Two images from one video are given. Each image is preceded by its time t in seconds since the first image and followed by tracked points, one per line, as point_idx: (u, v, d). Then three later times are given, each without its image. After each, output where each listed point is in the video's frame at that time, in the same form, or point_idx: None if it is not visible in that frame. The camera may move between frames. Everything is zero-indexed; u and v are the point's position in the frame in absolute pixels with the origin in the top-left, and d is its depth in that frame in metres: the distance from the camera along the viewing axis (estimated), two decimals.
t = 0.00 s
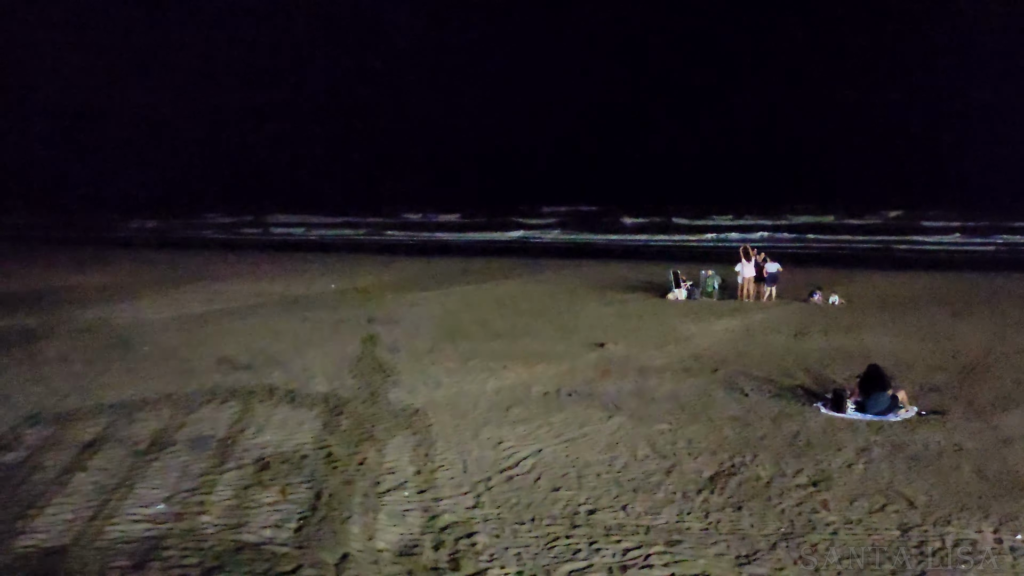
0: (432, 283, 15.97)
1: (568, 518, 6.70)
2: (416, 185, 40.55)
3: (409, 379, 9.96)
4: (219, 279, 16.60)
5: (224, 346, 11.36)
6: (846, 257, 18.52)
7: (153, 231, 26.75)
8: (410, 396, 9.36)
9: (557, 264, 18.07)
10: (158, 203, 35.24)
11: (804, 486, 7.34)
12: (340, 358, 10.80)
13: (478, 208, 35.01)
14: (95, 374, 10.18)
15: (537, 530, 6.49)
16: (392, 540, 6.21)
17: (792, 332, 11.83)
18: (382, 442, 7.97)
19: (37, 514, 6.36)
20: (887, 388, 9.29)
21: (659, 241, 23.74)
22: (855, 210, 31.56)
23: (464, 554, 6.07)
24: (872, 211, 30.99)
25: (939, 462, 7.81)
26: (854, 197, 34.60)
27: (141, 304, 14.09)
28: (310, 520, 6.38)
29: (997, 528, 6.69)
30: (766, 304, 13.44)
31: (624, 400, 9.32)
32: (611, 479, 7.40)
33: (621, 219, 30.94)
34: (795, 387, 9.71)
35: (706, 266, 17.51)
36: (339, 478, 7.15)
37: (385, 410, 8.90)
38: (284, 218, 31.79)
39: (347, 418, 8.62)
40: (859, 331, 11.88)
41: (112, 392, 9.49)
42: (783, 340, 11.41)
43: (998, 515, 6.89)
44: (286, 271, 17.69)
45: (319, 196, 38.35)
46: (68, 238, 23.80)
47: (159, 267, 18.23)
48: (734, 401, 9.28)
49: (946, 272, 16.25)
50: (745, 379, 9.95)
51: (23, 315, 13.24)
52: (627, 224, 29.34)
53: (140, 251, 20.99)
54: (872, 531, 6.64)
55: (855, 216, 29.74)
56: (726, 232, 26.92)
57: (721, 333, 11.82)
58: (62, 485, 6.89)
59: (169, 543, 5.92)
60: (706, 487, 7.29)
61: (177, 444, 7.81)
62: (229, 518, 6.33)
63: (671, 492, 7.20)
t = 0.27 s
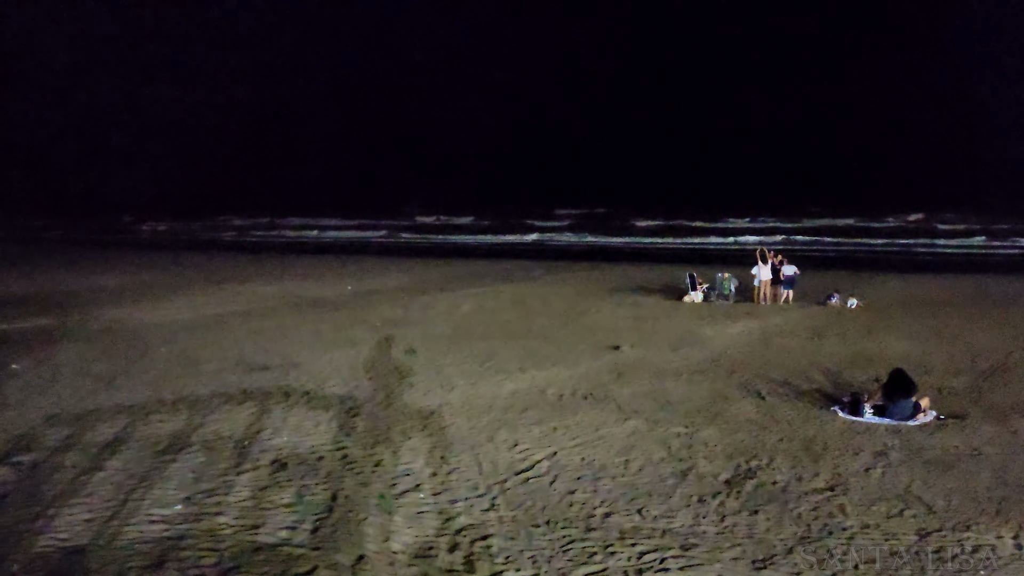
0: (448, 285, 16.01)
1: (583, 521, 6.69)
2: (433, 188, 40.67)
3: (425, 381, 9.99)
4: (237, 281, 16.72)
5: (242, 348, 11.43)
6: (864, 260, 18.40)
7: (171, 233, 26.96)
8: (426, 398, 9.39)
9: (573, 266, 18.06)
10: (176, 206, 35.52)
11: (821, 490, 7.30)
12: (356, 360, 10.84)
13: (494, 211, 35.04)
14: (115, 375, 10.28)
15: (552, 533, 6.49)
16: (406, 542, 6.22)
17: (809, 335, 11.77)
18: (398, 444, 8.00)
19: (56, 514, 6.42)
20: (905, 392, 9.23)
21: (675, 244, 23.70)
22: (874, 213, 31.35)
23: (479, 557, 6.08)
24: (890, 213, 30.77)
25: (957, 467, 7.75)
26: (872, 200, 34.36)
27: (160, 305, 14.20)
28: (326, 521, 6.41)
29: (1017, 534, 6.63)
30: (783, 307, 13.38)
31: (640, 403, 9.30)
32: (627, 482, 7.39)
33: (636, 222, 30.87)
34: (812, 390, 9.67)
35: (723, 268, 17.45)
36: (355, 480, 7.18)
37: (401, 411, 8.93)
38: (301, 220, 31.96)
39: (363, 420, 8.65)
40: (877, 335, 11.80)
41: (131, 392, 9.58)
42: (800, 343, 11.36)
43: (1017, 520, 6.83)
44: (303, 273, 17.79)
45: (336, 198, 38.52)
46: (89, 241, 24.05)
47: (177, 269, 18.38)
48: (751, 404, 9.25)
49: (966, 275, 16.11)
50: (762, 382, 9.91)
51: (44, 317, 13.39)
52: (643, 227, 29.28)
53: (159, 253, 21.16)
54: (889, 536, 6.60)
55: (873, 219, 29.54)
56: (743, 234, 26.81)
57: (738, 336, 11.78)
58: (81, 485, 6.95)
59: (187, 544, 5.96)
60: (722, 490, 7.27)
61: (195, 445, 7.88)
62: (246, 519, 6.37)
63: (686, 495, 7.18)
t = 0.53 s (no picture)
0: (458, 288, 16.01)
1: (594, 524, 6.68)
2: (443, 190, 40.74)
3: (436, 384, 10.00)
4: (248, 284, 16.78)
5: (253, 350, 11.47)
6: (876, 263, 18.31)
7: (184, 236, 27.08)
8: (436, 401, 9.40)
9: (584, 269, 18.04)
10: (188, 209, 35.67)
11: (832, 495, 7.27)
12: (366, 362, 10.85)
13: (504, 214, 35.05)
14: (126, 377, 10.32)
15: (563, 536, 6.47)
16: (418, 545, 6.22)
17: (820, 338, 11.72)
18: (408, 447, 8.00)
19: (68, 516, 6.45)
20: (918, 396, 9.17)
21: (685, 247, 23.64)
22: (886, 215, 31.19)
23: (489, 560, 6.08)
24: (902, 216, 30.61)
25: (971, 472, 7.70)
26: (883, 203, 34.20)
27: (172, 308, 14.27)
28: (337, 524, 6.41)
29: None
30: (794, 310, 13.33)
31: (651, 406, 9.28)
32: (637, 486, 7.37)
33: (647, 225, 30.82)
34: (824, 394, 9.62)
35: (734, 272, 17.40)
36: (365, 482, 7.19)
37: (411, 414, 8.94)
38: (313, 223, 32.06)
39: (373, 422, 8.67)
40: (889, 338, 11.74)
41: (142, 395, 9.62)
42: (812, 347, 11.31)
43: None
44: (314, 276, 17.83)
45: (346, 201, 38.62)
46: (100, 244, 24.18)
47: (189, 272, 18.46)
48: (762, 408, 9.21)
49: (979, 278, 16.02)
50: (773, 386, 9.87)
51: (58, 319, 13.48)
52: (653, 230, 29.23)
53: (172, 256, 21.27)
54: (902, 541, 6.56)
55: (885, 222, 29.40)
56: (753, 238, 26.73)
57: (749, 339, 11.74)
58: (94, 487, 6.98)
59: (198, 546, 5.98)
60: (733, 494, 7.24)
61: (206, 447, 7.90)
62: (257, 521, 6.39)
63: (697, 499, 7.15)
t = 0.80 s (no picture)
0: (462, 291, 16.01)
1: (598, 528, 6.67)
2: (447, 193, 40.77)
3: (440, 387, 10.00)
4: (252, 287, 16.81)
5: (257, 354, 11.47)
6: (880, 267, 18.28)
7: (188, 240, 27.13)
8: (440, 404, 9.39)
9: (587, 273, 18.04)
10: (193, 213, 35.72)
11: (837, 499, 7.25)
12: (370, 366, 10.85)
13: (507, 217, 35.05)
14: (131, 380, 10.34)
15: (567, 540, 6.46)
16: (421, 549, 6.21)
17: (825, 342, 11.70)
18: (412, 450, 8.00)
19: (72, 519, 6.46)
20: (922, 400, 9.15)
21: (688, 251, 23.62)
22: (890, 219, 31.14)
23: (493, 564, 6.07)
24: (906, 220, 30.56)
25: (976, 476, 7.67)
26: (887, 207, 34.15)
27: (176, 311, 14.29)
28: (341, 527, 6.41)
29: None
30: (799, 314, 13.31)
31: (655, 410, 9.27)
32: (642, 490, 7.35)
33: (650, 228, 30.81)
34: (828, 398, 9.60)
35: (738, 275, 17.38)
36: (369, 486, 7.19)
37: (415, 418, 8.93)
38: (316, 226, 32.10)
39: (377, 426, 8.67)
40: (893, 342, 11.71)
41: (147, 398, 9.63)
42: (816, 351, 11.29)
43: None
44: (318, 279, 17.85)
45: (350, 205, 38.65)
46: (105, 247, 24.22)
47: (193, 276, 18.49)
48: (766, 412, 9.19)
49: (983, 282, 15.98)
50: (777, 390, 9.86)
51: (62, 322, 13.51)
52: (657, 233, 29.21)
53: (176, 259, 21.31)
54: (907, 545, 6.54)
55: (890, 226, 29.34)
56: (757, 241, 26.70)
57: (753, 343, 11.72)
58: (98, 490, 6.99)
59: (202, 549, 5.98)
60: (737, 498, 7.23)
61: (210, 450, 7.91)
62: (261, 525, 6.39)
63: (701, 503, 7.14)
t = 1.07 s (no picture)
0: (461, 295, 16.00)
1: (598, 532, 6.65)
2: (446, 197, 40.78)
3: (439, 391, 9.99)
4: (252, 291, 16.79)
5: (256, 357, 11.46)
6: (880, 271, 18.27)
7: (187, 244, 27.12)
8: (440, 408, 9.38)
9: (587, 276, 18.03)
10: (191, 216, 35.70)
11: (838, 503, 7.24)
12: (370, 369, 10.84)
13: (506, 221, 35.05)
14: (129, 384, 10.32)
15: (566, 544, 6.45)
16: (421, 552, 6.20)
17: (824, 346, 11.69)
18: (412, 454, 7.98)
19: (71, 523, 6.45)
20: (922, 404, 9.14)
21: (687, 254, 23.63)
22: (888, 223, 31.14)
23: (493, 568, 6.05)
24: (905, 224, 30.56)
25: (976, 480, 7.66)
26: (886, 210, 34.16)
27: (176, 315, 14.28)
28: (341, 531, 6.40)
29: None
30: (798, 317, 13.30)
31: (655, 413, 9.26)
32: (641, 493, 7.34)
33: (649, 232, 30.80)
34: (828, 402, 9.59)
35: (738, 279, 17.38)
36: (368, 490, 7.17)
37: (415, 421, 8.92)
38: (315, 230, 32.08)
39: (376, 430, 8.65)
40: (893, 346, 11.71)
41: (145, 402, 9.62)
42: (815, 354, 11.29)
43: None
44: (317, 282, 17.83)
45: (349, 208, 38.64)
46: (103, 251, 24.21)
47: (192, 279, 18.48)
48: (766, 415, 9.19)
49: (983, 285, 15.97)
50: (777, 394, 9.85)
51: (61, 326, 13.49)
52: (656, 237, 29.22)
53: (175, 263, 21.30)
54: (907, 548, 6.53)
55: (888, 229, 29.35)
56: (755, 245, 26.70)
57: (753, 347, 11.72)
58: (96, 494, 6.97)
59: (201, 553, 5.97)
60: (736, 502, 7.22)
61: (210, 454, 7.90)
62: (260, 528, 6.37)
63: (701, 507, 7.12)
